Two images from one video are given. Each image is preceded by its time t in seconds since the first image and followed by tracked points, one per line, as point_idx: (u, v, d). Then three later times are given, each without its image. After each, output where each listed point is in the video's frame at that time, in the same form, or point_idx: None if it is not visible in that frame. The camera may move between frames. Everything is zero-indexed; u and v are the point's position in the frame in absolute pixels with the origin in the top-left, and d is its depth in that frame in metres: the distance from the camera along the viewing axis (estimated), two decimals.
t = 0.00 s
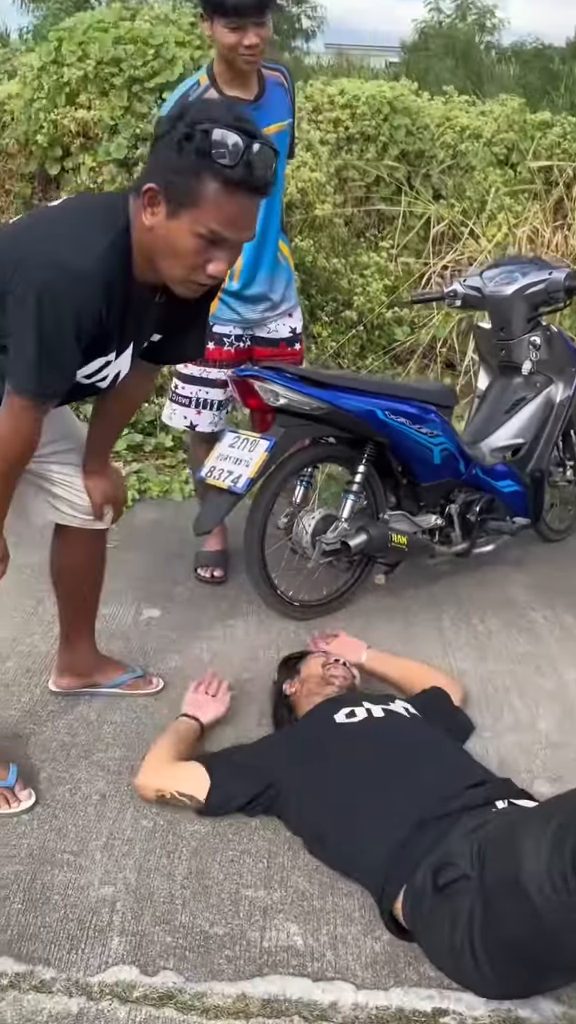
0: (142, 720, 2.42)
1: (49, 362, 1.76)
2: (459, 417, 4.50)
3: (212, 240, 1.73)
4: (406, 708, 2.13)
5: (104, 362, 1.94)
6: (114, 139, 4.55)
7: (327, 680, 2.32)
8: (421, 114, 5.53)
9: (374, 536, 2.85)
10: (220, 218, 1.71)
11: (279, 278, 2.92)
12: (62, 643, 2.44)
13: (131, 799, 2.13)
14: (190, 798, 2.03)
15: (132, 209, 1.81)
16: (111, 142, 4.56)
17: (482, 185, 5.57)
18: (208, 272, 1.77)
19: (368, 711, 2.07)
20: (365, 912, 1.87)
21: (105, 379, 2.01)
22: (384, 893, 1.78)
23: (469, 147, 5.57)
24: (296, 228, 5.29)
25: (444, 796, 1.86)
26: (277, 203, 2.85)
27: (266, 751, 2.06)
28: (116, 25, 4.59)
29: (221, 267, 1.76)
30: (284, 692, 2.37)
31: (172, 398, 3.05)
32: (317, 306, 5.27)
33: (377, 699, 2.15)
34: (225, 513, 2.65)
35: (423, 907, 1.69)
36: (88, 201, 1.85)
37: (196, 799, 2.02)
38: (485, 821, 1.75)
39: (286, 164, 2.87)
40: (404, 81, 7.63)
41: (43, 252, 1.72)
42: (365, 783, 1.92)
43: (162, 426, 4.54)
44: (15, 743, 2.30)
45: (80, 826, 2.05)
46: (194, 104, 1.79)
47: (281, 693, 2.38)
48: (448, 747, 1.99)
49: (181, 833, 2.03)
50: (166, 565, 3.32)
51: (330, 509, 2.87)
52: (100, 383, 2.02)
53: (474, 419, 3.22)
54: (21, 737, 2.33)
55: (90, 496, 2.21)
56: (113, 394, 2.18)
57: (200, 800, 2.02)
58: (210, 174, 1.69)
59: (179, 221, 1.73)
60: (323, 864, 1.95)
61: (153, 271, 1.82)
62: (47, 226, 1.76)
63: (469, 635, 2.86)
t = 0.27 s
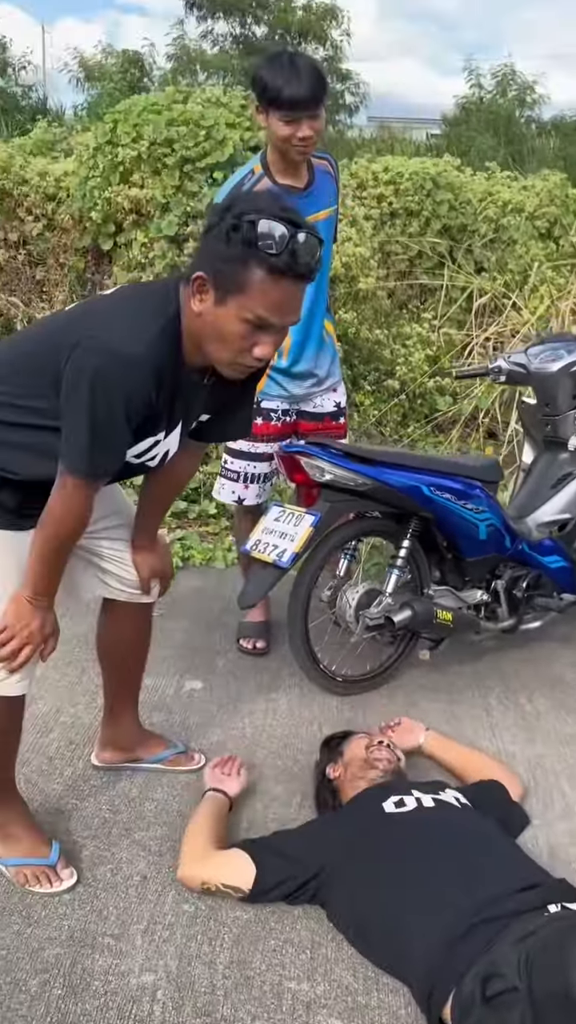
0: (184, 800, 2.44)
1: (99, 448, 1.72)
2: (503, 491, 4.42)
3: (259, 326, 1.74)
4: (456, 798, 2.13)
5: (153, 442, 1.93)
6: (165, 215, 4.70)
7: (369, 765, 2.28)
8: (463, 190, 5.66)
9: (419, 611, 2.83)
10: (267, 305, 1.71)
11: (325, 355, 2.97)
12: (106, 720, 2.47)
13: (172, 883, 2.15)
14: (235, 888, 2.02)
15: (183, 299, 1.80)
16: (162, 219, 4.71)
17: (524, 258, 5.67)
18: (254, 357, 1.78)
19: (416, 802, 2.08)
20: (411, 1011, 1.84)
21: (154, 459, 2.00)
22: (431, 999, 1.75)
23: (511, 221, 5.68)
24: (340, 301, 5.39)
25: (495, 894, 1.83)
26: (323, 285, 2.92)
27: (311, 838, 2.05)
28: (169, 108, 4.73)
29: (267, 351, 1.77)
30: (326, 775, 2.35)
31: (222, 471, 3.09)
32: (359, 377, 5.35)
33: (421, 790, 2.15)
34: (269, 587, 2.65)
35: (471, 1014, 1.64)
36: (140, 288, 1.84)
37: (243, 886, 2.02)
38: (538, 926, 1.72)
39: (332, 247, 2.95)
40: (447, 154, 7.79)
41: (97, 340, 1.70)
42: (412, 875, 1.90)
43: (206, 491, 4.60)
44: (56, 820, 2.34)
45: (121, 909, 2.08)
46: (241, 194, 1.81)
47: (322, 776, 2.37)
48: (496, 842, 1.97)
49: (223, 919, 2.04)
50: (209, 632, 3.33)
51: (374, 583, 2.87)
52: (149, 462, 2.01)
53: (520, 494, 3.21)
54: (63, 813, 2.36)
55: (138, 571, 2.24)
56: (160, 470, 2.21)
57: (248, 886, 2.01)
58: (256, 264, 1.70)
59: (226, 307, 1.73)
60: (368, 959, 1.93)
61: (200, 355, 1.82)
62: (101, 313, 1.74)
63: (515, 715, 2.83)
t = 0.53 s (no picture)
0: (206, 845, 2.41)
1: (117, 482, 1.72)
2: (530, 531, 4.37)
3: (272, 350, 1.75)
4: (483, 846, 2.09)
5: (172, 475, 1.92)
6: (191, 258, 4.77)
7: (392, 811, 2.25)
8: (486, 231, 5.73)
9: (444, 653, 2.80)
10: (279, 328, 1.72)
11: (347, 395, 2.97)
12: (127, 762, 2.45)
13: (194, 930, 2.13)
14: (259, 940, 1.99)
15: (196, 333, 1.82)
16: (188, 262, 4.78)
17: (547, 297, 5.69)
18: (271, 382, 1.78)
19: (443, 849, 2.04)
20: None
21: (174, 493, 1.99)
22: None
23: (533, 261, 5.73)
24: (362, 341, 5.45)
25: (523, 949, 1.80)
26: (347, 326, 2.93)
27: (335, 886, 2.01)
28: (195, 154, 4.83)
29: (282, 375, 1.77)
30: (349, 822, 2.34)
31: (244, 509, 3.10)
32: (382, 416, 5.37)
33: (447, 838, 2.11)
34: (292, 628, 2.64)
35: None
36: (154, 326, 1.85)
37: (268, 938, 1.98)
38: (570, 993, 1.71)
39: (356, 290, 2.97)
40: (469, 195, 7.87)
41: (113, 374, 1.71)
42: (438, 925, 1.86)
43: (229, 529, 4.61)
44: (77, 863, 2.32)
45: (142, 956, 2.05)
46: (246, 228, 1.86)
47: (345, 822, 2.35)
48: (524, 892, 1.93)
49: (245, 969, 2.01)
50: (232, 672, 3.32)
51: (398, 624, 2.84)
52: (169, 497, 2.00)
53: (545, 533, 3.15)
54: (84, 856, 2.35)
55: (162, 611, 2.23)
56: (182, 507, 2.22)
57: (272, 938, 1.98)
58: (266, 289, 1.72)
59: (239, 335, 1.74)
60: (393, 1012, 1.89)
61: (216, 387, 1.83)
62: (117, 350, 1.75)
63: (542, 761, 2.80)
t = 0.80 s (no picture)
0: (221, 866, 2.40)
1: (123, 493, 1.72)
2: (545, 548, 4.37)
3: (270, 351, 1.73)
4: (500, 867, 2.07)
5: (179, 488, 1.91)
6: (204, 280, 4.78)
7: (407, 833, 2.23)
8: (498, 250, 5.81)
9: (460, 671, 2.78)
10: (277, 328, 1.71)
11: (360, 412, 2.98)
12: (142, 783, 2.44)
13: (209, 952, 2.11)
14: (275, 962, 1.97)
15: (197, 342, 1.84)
16: (201, 283, 4.81)
17: (560, 313, 5.66)
18: (271, 383, 1.77)
19: (460, 870, 2.01)
20: None
21: (183, 505, 1.98)
22: None
23: (545, 279, 5.75)
24: (375, 361, 5.44)
25: (541, 969, 1.77)
26: (359, 343, 2.93)
27: (350, 908, 2.00)
28: (208, 176, 4.89)
29: (282, 376, 1.75)
30: (365, 844, 2.33)
31: (256, 526, 3.10)
32: (395, 433, 5.34)
33: (464, 857, 2.08)
34: (307, 646, 2.62)
35: None
36: (154, 341, 1.87)
37: (283, 962, 1.96)
38: None
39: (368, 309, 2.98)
40: (480, 216, 7.93)
41: (115, 386, 1.71)
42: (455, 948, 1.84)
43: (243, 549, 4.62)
44: (91, 885, 2.31)
45: (157, 979, 2.03)
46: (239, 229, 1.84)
47: (362, 845, 2.34)
48: (541, 912, 1.91)
49: (261, 992, 1.99)
50: (247, 692, 3.32)
51: (413, 642, 2.83)
52: (178, 511, 1.99)
53: (562, 549, 3.16)
54: (99, 878, 2.33)
55: (178, 630, 2.23)
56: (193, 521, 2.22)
57: (287, 962, 1.96)
58: (260, 289, 1.70)
59: (236, 337, 1.73)
60: None
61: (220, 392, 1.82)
62: (118, 364, 1.76)
63: (559, 779, 2.77)
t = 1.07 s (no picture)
0: (232, 878, 2.39)
1: (121, 498, 1.72)
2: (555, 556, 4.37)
3: (263, 337, 1.73)
4: (513, 877, 2.06)
5: (180, 489, 1.90)
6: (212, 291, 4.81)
7: (418, 843, 2.22)
8: (504, 259, 5.85)
9: (470, 681, 2.77)
10: (267, 314, 1.71)
11: (368, 421, 2.98)
12: (154, 795, 2.44)
13: (221, 964, 2.10)
14: (287, 975, 1.96)
15: (191, 339, 1.85)
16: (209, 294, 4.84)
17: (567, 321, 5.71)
18: (266, 371, 1.76)
19: (472, 881, 2.00)
20: None
21: (186, 506, 1.97)
22: None
23: (552, 287, 5.77)
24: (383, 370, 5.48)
25: (554, 981, 1.76)
26: (366, 352, 2.94)
27: (361, 920, 1.99)
28: (215, 190, 4.93)
29: (277, 362, 1.75)
30: (375, 855, 2.32)
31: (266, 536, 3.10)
32: (404, 442, 5.35)
33: (476, 868, 2.07)
34: (316, 657, 2.61)
35: None
36: (146, 345, 1.88)
37: (295, 975, 1.96)
38: None
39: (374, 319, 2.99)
40: (487, 225, 7.97)
41: (107, 393, 1.72)
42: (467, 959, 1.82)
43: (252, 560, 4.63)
44: (103, 897, 2.30)
45: (168, 992, 2.03)
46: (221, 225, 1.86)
47: (372, 856, 2.33)
48: (554, 923, 1.89)
49: (273, 1005, 1.98)
50: (257, 702, 3.31)
51: (424, 651, 2.82)
52: (181, 512, 1.98)
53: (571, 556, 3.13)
54: (110, 890, 2.33)
55: (194, 642, 2.23)
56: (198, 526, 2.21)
57: (299, 975, 1.95)
58: (247, 276, 1.71)
59: (228, 327, 1.73)
60: None
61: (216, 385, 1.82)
62: (110, 371, 1.77)
63: (572, 789, 2.76)
